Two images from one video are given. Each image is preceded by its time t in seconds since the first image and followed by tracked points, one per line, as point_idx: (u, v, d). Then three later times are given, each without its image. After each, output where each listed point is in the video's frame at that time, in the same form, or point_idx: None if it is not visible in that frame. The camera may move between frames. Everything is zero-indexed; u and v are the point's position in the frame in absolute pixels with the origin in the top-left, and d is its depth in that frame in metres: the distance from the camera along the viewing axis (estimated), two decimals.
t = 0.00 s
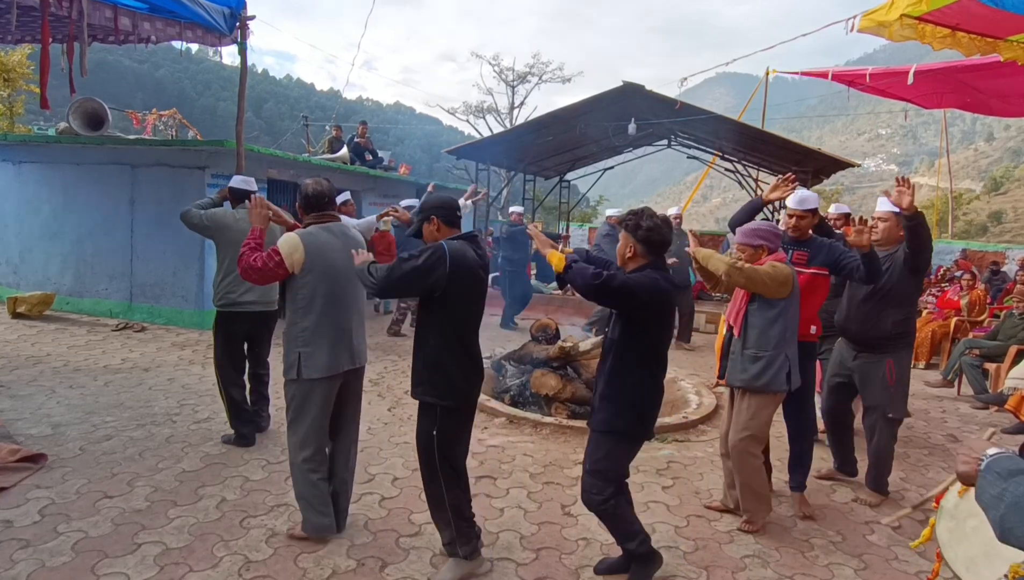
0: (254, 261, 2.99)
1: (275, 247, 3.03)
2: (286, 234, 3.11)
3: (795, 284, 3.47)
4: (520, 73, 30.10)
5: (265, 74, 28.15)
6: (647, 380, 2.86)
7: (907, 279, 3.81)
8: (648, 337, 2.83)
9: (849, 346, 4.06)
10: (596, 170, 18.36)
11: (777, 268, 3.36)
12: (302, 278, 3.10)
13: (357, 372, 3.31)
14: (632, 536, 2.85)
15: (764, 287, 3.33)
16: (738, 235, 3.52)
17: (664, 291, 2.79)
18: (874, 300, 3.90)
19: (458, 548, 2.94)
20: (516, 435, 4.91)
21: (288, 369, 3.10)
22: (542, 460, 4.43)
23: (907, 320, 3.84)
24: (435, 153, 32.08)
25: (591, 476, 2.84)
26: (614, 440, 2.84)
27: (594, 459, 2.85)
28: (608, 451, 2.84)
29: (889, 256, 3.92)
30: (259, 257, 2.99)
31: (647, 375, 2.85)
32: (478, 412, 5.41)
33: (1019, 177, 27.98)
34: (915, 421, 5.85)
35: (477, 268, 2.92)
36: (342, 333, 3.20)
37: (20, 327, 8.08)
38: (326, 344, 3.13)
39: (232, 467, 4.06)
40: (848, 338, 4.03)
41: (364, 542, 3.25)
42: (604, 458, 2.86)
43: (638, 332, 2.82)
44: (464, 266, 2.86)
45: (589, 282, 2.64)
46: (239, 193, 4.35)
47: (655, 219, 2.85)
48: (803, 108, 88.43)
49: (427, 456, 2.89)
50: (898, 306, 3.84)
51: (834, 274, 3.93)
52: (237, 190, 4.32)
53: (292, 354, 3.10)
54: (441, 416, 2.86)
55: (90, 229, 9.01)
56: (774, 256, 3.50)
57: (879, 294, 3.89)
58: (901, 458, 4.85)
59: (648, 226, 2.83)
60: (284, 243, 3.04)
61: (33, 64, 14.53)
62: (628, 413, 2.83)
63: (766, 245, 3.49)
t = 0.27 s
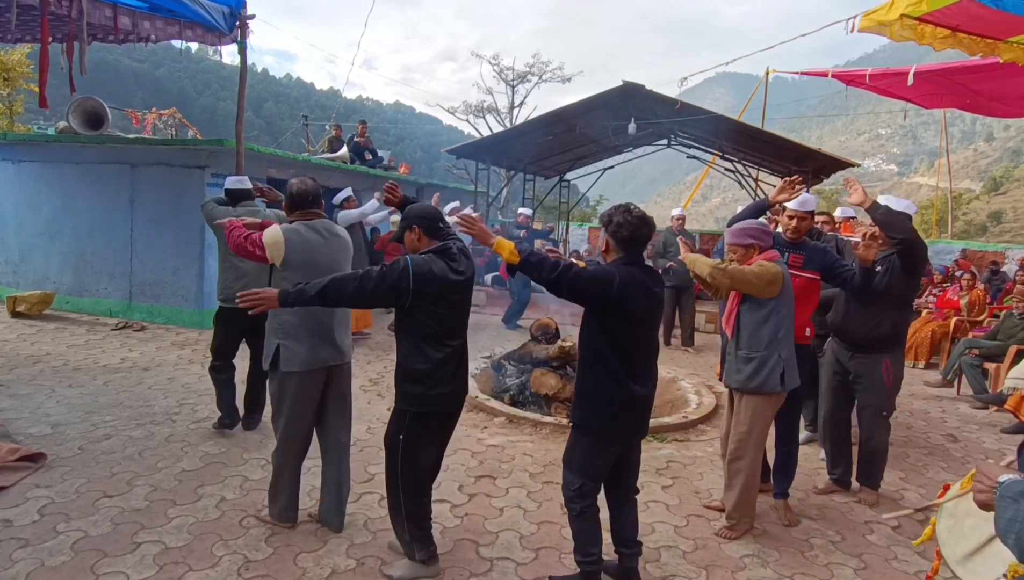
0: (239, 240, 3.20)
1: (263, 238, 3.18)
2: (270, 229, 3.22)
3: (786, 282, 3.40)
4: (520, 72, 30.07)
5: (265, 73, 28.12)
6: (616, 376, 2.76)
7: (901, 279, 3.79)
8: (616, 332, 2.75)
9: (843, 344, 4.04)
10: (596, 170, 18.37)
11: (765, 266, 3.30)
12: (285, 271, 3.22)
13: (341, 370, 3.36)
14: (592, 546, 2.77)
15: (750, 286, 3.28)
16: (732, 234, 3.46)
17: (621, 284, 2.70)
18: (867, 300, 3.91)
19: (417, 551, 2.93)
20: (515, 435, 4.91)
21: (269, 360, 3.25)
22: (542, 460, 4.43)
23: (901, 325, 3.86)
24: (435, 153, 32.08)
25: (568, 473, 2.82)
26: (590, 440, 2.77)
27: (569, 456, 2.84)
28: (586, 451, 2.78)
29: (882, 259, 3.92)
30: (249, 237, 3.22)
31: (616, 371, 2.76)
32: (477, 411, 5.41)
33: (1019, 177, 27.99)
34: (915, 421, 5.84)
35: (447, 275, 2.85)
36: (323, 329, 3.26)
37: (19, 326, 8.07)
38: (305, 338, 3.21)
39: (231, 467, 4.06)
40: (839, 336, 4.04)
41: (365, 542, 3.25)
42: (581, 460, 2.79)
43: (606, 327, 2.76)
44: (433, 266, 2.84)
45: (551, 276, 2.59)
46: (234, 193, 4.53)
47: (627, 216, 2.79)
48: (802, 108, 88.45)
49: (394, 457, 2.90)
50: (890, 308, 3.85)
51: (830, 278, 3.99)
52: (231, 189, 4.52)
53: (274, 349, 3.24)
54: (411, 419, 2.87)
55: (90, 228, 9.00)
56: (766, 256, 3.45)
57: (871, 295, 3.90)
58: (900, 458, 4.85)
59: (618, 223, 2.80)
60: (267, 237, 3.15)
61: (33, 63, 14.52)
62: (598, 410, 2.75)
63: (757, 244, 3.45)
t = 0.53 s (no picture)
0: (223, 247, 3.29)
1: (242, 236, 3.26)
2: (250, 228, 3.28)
3: (783, 283, 3.39)
4: (519, 72, 30.06)
5: (264, 72, 28.08)
6: (601, 378, 2.76)
7: (891, 277, 3.80)
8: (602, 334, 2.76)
9: (834, 346, 4.00)
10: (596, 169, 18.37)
11: (762, 269, 3.29)
12: (262, 270, 3.26)
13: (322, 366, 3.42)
14: (584, 546, 2.77)
15: (749, 289, 3.27)
16: (729, 234, 3.44)
17: (609, 287, 2.71)
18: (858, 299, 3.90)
19: (414, 549, 2.94)
20: (515, 434, 4.91)
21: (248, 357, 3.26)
22: (541, 460, 4.43)
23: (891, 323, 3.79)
24: (434, 152, 32.09)
25: (556, 480, 2.78)
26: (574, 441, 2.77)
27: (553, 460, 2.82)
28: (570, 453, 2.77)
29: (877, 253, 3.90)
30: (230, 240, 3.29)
31: (601, 373, 2.76)
32: (477, 411, 5.41)
33: (1018, 177, 28.02)
34: (914, 421, 5.84)
35: (431, 270, 2.90)
36: (301, 327, 3.30)
37: (18, 326, 8.06)
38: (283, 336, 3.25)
39: (230, 466, 4.06)
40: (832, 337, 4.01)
41: (364, 540, 3.25)
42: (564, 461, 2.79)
43: (589, 329, 2.76)
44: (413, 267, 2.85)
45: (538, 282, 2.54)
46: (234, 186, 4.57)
47: (607, 218, 2.81)
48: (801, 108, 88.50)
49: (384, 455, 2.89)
50: (881, 305, 3.82)
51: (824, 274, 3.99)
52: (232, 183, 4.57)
53: (252, 348, 3.25)
54: (395, 415, 2.87)
55: (89, 227, 8.99)
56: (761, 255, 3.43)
57: (862, 294, 3.89)
58: (899, 457, 4.85)
59: (597, 225, 2.81)
60: (245, 236, 3.23)
61: (32, 62, 14.52)
62: (583, 411, 2.75)
63: (754, 245, 3.41)
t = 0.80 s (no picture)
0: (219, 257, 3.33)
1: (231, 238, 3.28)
2: (240, 230, 3.30)
3: (781, 284, 3.40)
4: (519, 71, 30.03)
5: (265, 71, 28.06)
6: (604, 368, 2.80)
7: (898, 274, 3.71)
8: (605, 329, 2.79)
9: (847, 346, 3.93)
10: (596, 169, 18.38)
11: (761, 269, 3.30)
12: (253, 270, 3.26)
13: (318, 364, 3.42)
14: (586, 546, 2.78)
15: (748, 291, 3.28)
16: (723, 231, 3.44)
17: (618, 276, 2.76)
18: (865, 297, 3.80)
19: (372, 544, 3.00)
20: (515, 434, 4.91)
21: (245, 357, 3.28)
22: (541, 459, 4.44)
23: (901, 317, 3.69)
24: (434, 152, 32.10)
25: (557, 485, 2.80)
26: (580, 433, 2.79)
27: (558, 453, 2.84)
28: (574, 446, 2.79)
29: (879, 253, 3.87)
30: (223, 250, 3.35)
31: (603, 366, 2.80)
32: (477, 410, 5.41)
33: (1018, 177, 28.02)
34: (914, 421, 5.84)
35: (414, 265, 2.97)
36: (295, 325, 3.31)
37: (18, 325, 8.06)
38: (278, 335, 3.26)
39: (230, 465, 4.06)
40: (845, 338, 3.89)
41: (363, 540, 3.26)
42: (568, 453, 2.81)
43: (586, 321, 2.77)
44: (400, 268, 2.90)
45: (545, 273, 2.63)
46: (236, 188, 4.57)
47: (603, 206, 2.83)
48: (801, 108, 88.50)
49: (357, 452, 2.95)
50: (889, 303, 3.71)
51: (829, 274, 3.82)
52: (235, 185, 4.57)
53: (249, 347, 3.27)
54: (377, 416, 2.91)
55: (89, 227, 8.99)
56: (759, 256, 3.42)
57: (869, 292, 3.80)
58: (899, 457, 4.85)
59: (595, 213, 2.82)
60: (235, 239, 3.25)
61: (32, 62, 14.52)
62: (588, 404, 2.77)
63: (750, 245, 3.42)
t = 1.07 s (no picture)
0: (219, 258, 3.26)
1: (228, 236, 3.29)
2: (237, 228, 3.31)
3: (774, 283, 3.41)
4: (518, 71, 30.03)
5: (263, 71, 28.03)
6: (585, 372, 2.79)
7: (902, 277, 3.67)
8: (588, 332, 2.78)
9: (852, 351, 3.89)
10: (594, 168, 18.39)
11: (759, 267, 3.30)
12: (249, 267, 3.27)
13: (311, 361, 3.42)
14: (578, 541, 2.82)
15: (747, 290, 3.28)
16: (716, 229, 3.41)
17: (603, 282, 2.75)
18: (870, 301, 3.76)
19: (366, 542, 3.00)
20: (513, 433, 4.92)
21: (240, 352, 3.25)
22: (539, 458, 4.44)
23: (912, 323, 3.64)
24: (433, 151, 32.10)
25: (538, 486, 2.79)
26: (559, 436, 2.78)
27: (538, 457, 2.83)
28: (554, 449, 2.79)
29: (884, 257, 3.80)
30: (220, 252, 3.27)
31: (586, 370, 2.79)
32: (475, 410, 5.42)
33: (1015, 177, 28.08)
34: (911, 420, 5.86)
35: (388, 267, 2.96)
36: (290, 322, 3.31)
37: (16, 324, 8.04)
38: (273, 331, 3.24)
39: (228, 465, 4.06)
40: (850, 343, 3.85)
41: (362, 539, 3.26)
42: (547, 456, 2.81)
43: (568, 325, 2.77)
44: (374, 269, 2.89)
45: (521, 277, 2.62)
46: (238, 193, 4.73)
47: (591, 211, 2.82)
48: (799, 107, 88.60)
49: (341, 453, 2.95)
50: (895, 308, 3.67)
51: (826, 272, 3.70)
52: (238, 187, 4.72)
53: (244, 343, 3.25)
54: (356, 417, 2.90)
55: (86, 226, 8.98)
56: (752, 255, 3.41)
57: (874, 296, 3.75)
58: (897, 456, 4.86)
59: (583, 218, 2.80)
60: (233, 236, 3.26)
61: (29, 60, 14.49)
62: (568, 409, 2.76)
63: (742, 243, 3.41)
